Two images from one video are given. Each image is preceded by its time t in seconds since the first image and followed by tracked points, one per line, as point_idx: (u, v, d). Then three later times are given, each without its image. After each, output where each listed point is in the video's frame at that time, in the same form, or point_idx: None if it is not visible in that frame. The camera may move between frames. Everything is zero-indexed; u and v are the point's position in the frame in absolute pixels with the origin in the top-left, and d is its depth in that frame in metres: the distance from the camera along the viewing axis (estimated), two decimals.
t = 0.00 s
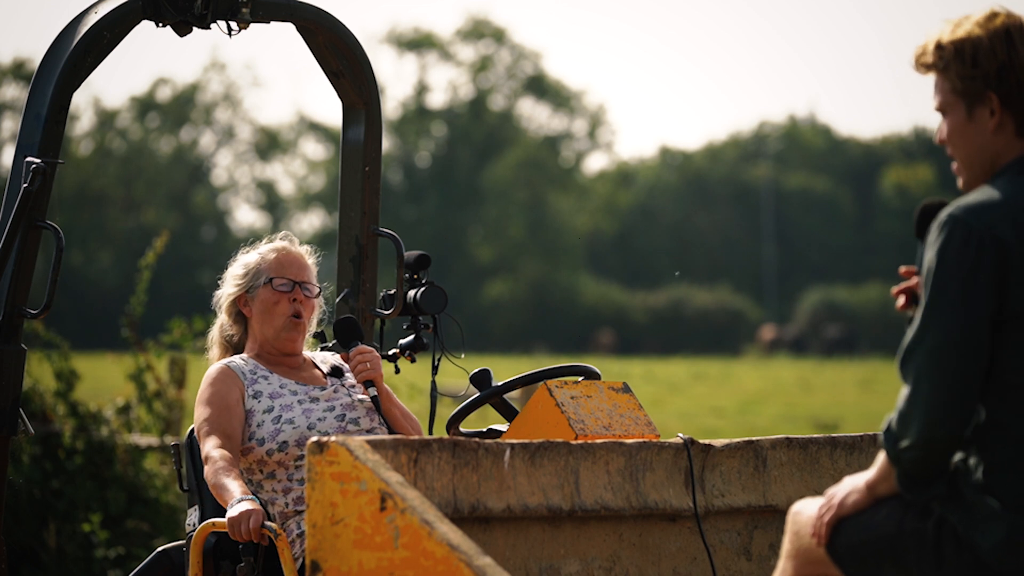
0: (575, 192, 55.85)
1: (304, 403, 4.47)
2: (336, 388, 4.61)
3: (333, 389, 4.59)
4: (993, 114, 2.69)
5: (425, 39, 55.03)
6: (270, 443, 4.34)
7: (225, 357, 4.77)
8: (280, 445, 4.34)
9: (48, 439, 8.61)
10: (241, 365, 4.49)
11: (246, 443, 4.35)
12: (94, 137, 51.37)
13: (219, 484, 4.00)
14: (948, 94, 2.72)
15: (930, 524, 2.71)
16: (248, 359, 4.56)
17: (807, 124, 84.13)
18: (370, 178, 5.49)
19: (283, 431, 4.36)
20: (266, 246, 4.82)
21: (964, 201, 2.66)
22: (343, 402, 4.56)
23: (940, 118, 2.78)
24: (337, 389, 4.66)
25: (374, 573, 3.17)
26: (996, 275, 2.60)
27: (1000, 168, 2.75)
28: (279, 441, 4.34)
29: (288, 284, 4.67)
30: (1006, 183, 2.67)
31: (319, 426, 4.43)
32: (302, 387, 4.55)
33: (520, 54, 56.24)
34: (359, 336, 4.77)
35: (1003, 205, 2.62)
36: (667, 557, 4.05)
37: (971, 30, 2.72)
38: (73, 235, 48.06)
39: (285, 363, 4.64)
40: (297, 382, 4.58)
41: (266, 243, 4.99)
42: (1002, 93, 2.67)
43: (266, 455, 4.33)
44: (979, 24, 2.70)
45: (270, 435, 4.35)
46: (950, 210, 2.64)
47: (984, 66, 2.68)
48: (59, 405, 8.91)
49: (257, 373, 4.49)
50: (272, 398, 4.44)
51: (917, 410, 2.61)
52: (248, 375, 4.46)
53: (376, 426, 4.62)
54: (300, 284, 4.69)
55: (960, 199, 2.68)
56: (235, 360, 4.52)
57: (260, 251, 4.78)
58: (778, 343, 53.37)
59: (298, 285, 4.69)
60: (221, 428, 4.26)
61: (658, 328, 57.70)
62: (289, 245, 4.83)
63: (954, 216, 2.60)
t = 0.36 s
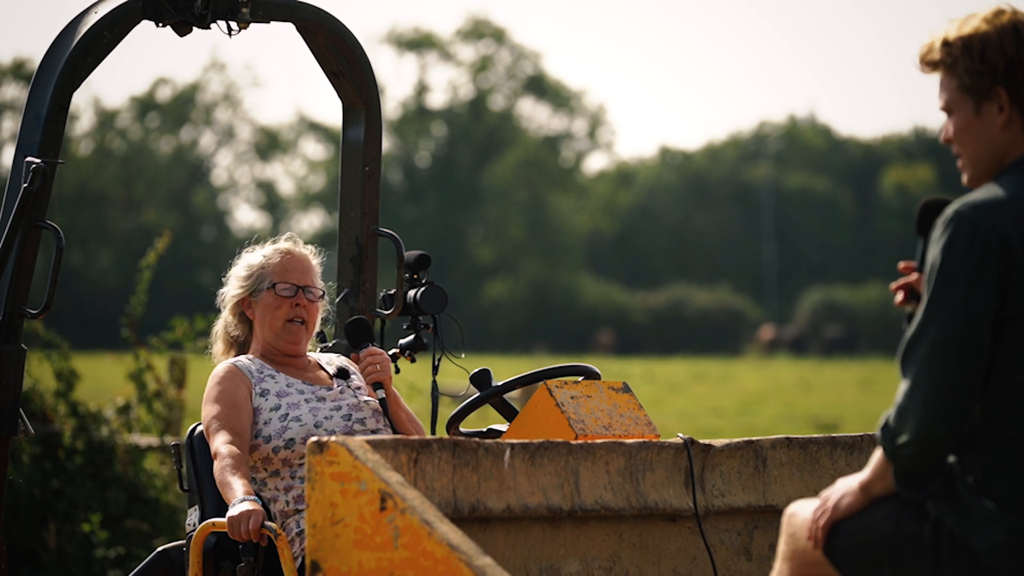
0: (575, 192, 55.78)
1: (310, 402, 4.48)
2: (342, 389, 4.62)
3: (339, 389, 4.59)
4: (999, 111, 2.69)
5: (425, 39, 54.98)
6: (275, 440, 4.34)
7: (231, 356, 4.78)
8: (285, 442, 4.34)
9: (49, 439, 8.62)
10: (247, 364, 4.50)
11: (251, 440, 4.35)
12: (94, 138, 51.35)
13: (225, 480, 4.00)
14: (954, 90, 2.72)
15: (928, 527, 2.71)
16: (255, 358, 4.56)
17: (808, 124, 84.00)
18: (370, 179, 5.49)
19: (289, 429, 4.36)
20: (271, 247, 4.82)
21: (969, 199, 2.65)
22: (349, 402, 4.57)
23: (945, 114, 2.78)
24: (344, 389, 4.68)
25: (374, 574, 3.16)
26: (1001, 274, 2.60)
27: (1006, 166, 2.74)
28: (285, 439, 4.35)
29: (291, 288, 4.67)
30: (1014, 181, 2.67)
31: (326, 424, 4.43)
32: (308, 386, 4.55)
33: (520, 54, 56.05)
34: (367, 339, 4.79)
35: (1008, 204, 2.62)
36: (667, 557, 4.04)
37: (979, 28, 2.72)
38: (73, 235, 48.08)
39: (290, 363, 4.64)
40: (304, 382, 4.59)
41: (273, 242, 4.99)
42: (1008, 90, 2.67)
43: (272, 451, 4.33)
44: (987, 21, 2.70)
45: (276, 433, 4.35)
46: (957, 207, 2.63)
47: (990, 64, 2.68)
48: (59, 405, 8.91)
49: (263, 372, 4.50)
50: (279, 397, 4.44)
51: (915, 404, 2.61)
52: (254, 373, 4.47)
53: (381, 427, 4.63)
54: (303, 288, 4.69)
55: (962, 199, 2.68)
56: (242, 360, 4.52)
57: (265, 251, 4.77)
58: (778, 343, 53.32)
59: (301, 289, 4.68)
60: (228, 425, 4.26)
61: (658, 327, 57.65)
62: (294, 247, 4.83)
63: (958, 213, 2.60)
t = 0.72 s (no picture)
0: (574, 192, 55.81)
1: (313, 401, 4.48)
2: (345, 390, 4.63)
3: (343, 391, 4.61)
4: (994, 114, 2.72)
5: (425, 39, 55.03)
6: (279, 437, 4.34)
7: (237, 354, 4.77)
8: (288, 439, 4.35)
9: (49, 439, 8.62)
10: (253, 362, 4.51)
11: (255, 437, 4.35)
12: (94, 137, 51.33)
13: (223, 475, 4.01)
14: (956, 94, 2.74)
15: (930, 523, 2.72)
16: (260, 357, 4.56)
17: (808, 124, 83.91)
18: (370, 179, 5.49)
19: (293, 426, 4.37)
20: (286, 247, 4.81)
21: (965, 201, 2.67)
22: (352, 403, 4.58)
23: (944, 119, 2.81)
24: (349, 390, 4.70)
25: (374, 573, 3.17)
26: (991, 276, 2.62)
27: (1002, 166, 2.77)
28: (288, 435, 4.35)
29: (305, 287, 4.66)
30: (1012, 181, 2.69)
31: (329, 423, 4.45)
32: (312, 386, 4.56)
33: (520, 54, 56.01)
34: (372, 340, 4.83)
35: (1005, 203, 2.64)
36: (667, 557, 4.05)
37: (974, 36, 2.75)
38: (73, 235, 48.10)
39: (296, 363, 4.66)
40: (308, 381, 4.59)
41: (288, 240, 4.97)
42: (1000, 93, 2.70)
43: (275, 449, 4.33)
44: (986, 24, 2.72)
45: (280, 429, 4.36)
46: (945, 209, 2.66)
47: (982, 68, 2.71)
48: (59, 405, 8.91)
49: (269, 371, 4.50)
50: (284, 395, 4.44)
51: (913, 399, 2.62)
52: (260, 372, 4.48)
53: (383, 428, 4.62)
54: (317, 288, 4.68)
55: (958, 199, 2.69)
56: (246, 358, 4.52)
57: (280, 251, 4.76)
58: (777, 343, 53.31)
59: (315, 290, 4.67)
60: (232, 423, 4.25)
61: (658, 327, 57.67)
62: (309, 248, 4.81)
63: (951, 216, 2.62)
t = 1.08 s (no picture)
0: (574, 192, 55.79)
1: (317, 400, 4.50)
2: (348, 389, 4.64)
3: (346, 390, 4.61)
4: (989, 115, 2.74)
5: (425, 39, 55.01)
6: (282, 433, 4.34)
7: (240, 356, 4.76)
8: (292, 436, 4.35)
9: (49, 439, 8.62)
10: (257, 361, 4.51)
11: (256, 434, 4.35)
12: (94, 138, 51.30)
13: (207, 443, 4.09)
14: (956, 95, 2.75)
15: (932, 521, 2.72)
16: (263, 357, 4.56)
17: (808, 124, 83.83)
18: (370, 178, 5.49)
19: (296, 424, 4.37)
20: (287, 246, 4.81)
21: (958, 204, 2.68)
22: (355, 402, 4.59)
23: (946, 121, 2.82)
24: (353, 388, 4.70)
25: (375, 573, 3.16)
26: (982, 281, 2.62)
27: (1000, 165, 2.77)
28: (292, 433, 4.35)
29: (308, 285, 4.67)
30: (1007, 180, 2.69)
31: (332, 421, 4.46)
32: (316, 384, 4.57)
33: (520, 54, 55.94)
34: (375, 339, 4.82)
35: (1000, 205, 2.65)
36: (667, 557, 4.05)
37: (971, 42, 2.76)
38: (73, 235, 48.10)
39: (299, 362, 4.66)
40: (313, 380, 4.60)
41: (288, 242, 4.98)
42: (997, 94, 2.71)
43: (277, 446, 4.33)
44: (984, 27, 2.73)
45: (282, 427, 4.36)
46: (934, 213, 2.68)
47: (980, 68, 2.72)
48: (59, 405, 8.92)
49: (273, 370, 4.50)
50: (287, 393, 4.45)
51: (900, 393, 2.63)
52: (264, 371, 4.47)
53: (386, 427, 4.64)
54: (319, 286, 4.69)
55: (950, 200, 2.71)
56: (249, 357, 4.53)
57: (281, 252, 4.77)
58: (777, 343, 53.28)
59: (317, 287, 4.68)
60: (232, 420, 4.25)
61: (658, 327, 57.66)
62: (309, 248, 4.83)
63: (945, 217, 2.63)
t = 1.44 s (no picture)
0: (574, 192, 55.83)
1: (314, 399, 4.50)
2: (347, 388, 4.64)
3: (344, 389, 4.62)
4: (991, 113, 2.75)
5: (425, 39, 55.06)
6: (278, 432, 4.35)
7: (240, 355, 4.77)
8: (287, 435, 4.35)
9: (49, 439, 8.62)
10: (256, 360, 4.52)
11: (253, 432, 4.34)
12: (94, 138, 51.31)
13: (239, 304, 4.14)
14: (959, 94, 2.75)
15: (932, 521, 2.72)
16: (262, 357, 4.56)
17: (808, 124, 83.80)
18: (370, 178, 5.49)
19: (292, 422, 4.38)
20: (286, 246, 4.80)
21: (957, 204, 2.67)
22: (353, 401, 4.60)
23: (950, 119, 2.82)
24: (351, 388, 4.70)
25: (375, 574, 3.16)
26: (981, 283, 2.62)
27: (1002, 165, 2.78)
28: (287, 432, 4.36)
29: (307, 285, 4.65)
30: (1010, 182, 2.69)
31: (328, 421, 4.47)
32: (314, 384, 4.58)
33: (520, 54, 55.96)
34: (375, 338, 4.81)
35: (1002, 206, 2.64)
36: (667, 557, 4.05)
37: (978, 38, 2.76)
38: (73, 235, 48.15)
39: (299, 360, 4.67)
40: (311, 379, 4.61)
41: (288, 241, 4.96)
42: (1000, 91, 2.71)
43: (273, 444, 4.33)
44: (989, 26, 2.73)
45: (279, 424, 4.36)
46: (935, 215, 2.67)
47: (985, 67, 2.72)
48: (59, 405, 8.93)
49: (270, 368, 4.51)
50: (284, 391, 4.46)
51: (895, 392, 2.63)
52: (262, 368, 4.48)
53: (384, 427, 4.64)
54: (318, 286, 4.67)
55: (950, 201, 2.70)
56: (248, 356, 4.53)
57: (280, 252, 4.74)
58: (777, 343, 53.31)
59: (316, 287, 4.66)
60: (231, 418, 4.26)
61: (658, 327, 57.73)
62: (308, 248, 4.80)
63: (944, 218, 2.62)
